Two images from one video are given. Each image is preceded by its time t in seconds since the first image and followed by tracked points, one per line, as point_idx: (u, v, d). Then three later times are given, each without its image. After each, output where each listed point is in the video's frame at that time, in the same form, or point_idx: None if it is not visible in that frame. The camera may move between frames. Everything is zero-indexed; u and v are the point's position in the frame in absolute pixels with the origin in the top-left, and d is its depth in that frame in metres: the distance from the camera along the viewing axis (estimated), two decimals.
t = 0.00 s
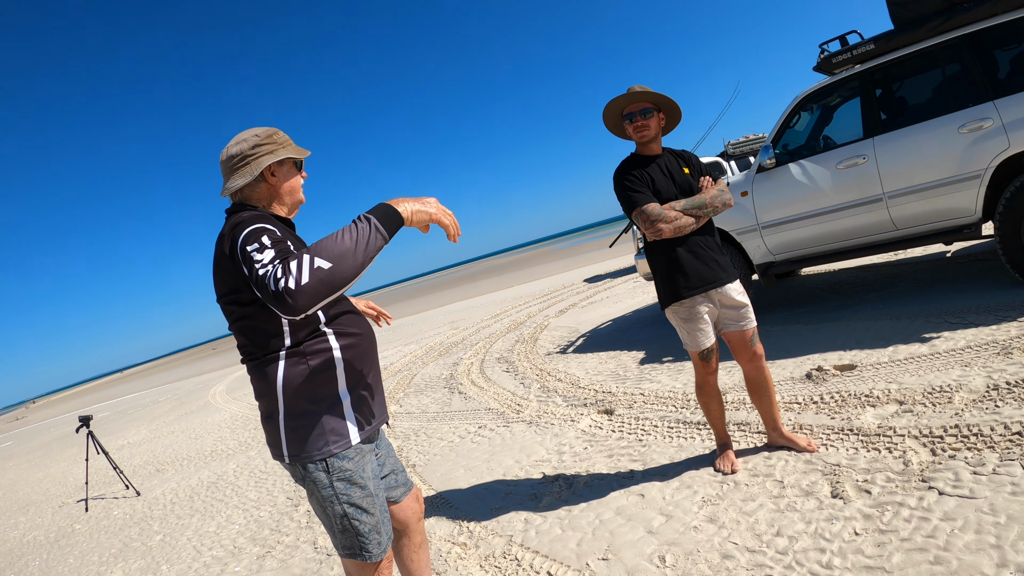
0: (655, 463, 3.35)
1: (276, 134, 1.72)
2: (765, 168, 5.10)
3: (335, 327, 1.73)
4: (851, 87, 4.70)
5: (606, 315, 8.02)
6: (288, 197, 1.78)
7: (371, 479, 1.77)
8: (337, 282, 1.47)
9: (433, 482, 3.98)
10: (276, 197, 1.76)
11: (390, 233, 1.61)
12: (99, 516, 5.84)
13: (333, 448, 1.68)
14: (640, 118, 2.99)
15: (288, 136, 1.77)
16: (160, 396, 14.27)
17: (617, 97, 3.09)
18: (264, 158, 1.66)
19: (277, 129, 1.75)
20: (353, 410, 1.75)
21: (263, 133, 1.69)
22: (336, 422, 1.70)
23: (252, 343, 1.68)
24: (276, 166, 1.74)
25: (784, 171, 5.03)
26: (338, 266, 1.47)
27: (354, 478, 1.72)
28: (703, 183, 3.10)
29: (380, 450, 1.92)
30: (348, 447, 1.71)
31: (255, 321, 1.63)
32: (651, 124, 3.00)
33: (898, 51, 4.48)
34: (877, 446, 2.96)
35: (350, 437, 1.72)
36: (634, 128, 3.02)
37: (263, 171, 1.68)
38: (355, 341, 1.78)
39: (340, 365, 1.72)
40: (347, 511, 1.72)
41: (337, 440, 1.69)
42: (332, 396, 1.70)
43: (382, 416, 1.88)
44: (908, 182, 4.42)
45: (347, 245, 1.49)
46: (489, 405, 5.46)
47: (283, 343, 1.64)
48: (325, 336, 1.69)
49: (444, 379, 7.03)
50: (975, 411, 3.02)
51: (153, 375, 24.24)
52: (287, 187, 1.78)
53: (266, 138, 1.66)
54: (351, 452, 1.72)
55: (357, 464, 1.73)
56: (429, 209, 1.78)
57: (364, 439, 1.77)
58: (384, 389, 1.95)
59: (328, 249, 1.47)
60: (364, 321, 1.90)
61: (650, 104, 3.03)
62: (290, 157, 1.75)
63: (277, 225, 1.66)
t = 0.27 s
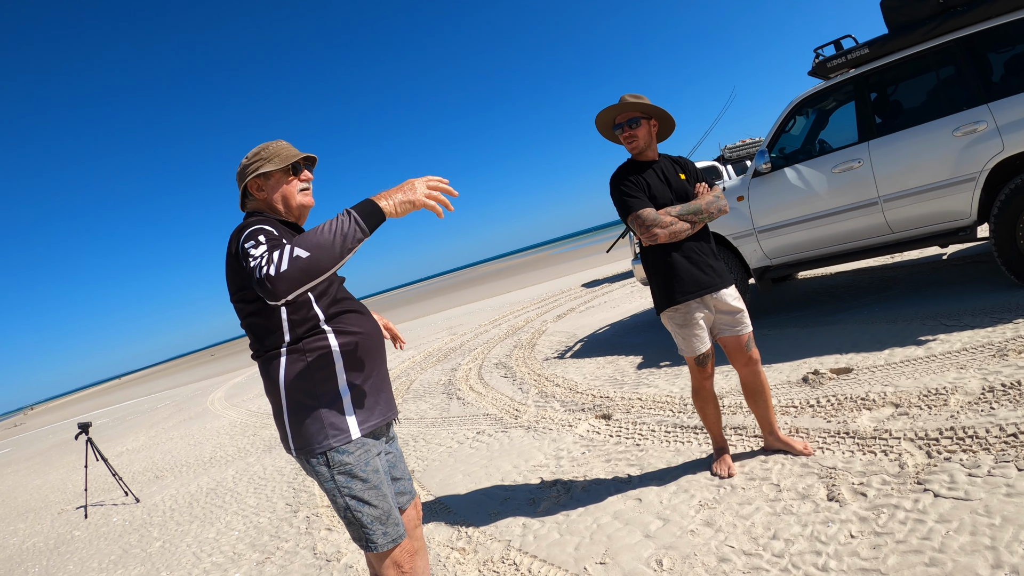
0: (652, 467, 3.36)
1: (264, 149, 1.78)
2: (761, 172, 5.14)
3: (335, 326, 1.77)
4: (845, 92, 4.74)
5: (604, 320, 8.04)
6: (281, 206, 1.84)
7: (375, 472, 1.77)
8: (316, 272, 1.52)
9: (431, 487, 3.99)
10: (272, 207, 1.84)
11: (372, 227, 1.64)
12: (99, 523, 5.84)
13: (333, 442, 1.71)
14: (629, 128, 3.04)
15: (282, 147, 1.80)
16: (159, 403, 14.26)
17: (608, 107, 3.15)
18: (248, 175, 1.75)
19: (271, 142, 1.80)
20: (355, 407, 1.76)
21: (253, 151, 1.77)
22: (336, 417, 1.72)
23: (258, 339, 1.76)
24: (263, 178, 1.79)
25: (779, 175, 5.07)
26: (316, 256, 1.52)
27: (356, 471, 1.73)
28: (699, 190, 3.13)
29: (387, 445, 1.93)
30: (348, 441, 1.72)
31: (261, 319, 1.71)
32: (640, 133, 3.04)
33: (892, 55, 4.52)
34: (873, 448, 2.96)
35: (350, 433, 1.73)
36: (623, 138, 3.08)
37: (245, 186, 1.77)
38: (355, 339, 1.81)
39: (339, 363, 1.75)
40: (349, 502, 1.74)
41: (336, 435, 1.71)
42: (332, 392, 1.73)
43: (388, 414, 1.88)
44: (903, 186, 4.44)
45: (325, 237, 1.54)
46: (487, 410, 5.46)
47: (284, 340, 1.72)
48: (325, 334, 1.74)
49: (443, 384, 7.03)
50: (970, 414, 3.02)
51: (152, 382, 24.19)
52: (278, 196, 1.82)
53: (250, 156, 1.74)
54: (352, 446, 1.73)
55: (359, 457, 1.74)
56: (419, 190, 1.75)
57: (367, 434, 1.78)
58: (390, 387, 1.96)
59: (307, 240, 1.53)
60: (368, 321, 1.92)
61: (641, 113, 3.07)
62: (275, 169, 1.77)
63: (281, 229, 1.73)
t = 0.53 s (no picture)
0: (649, 469, 3.37)
1: (268, 152, 1.83)
2: (757, 174, 5.16)
3: (334, 320, 1.80)
4: (841, 93, 4.76)
5: (603, 322, 8.05)
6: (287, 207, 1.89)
7: (381, 455, 1.79)
8: (276, 272, 1.57)
9: (430, 490, 3.99)
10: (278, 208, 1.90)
11: (325, 214, 1.58)
12: (97, 527, 5.82)
13: (335, 434, 1.73)
14: (624, 131, 3.06)
15: (285, 148, 1.85)
16: (157, 407, 14.23)
17: (603, 111, 3.18)
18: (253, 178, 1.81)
19: (275, 145, 1.85)
20: (356, 400, 1.78)
21: (258, 156, 1.83)
22: (337, 410, 1.75)
23: (264, 333, 1.81)
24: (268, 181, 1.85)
25: (776, 177, 5.09)
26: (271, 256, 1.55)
27: (361, 456, 1.76)
28: (694, 192, 3.14)
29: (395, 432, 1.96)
30: (350, 432, 1.75)
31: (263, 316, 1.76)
32: (635, 136, 3.07)
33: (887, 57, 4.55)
34: (870, 449, 2.97)
35: (350, 425, 1.75)
36: (619, 141, 3.10)
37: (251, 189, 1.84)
38: (354, 333, 1.84)
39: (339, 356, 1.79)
40: (360, 487, 1.77)
41: (335, 427, 1.73)
42: (332, 386, 1.76)
43: (392, 405, 1.90)
44: (899, 187, 4.46)
45: (276, 235, 1.55)
46: (485, 413, 5.47)
47: (284, 335, 1.77)
48: (323, 328, 1.78)
49: (441, 387, 7.03)
50: (967, 414, 3.02)
51: (150, 386, 24.12)
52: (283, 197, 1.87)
53: (255, 159, 1.79)
54: (355, 435, 1.76)
55: (363, 444, 1.77)
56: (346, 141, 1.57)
57: (372, 422, 1.80)
58: (394, 381, 1.98)
59: (262, 241, 1.56)
60: (370, 315, 1.95)
61: (636, 117, 3.09)
62: (278, 171, 1.82)
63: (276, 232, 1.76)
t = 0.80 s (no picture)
0: (648, 470, 3.37)
1: (273, 151, 1.86)
2: (754, 176, 5.17)
3: (344, 324, 1.81)
4: (838, 96, 4.78)
5: (600, 324, 8.06)
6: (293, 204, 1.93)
7: (386, 463, 1.79)
8: (271, 287, 1.57)
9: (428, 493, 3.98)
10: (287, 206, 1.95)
11: (325, 234, 1.56)
12: (95, 530, 5.80)
13: (342, 437, 1.75)
14: (622, 134, 3.07)
15: (289, 146, 1.87)
16: (155, 410, 14.19)
17: (601, 114, 3.20)
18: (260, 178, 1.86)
19: (280, 143, 1.87)
20: (364, 405, 1.80)
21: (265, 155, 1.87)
22: (343, 414, 1.76)
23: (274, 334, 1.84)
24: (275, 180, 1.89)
25: (773, 179, 5.11)
26: (268, 272, 1.56)
27: (365, 462, 1.76)
28: (690, 195, 3.16)
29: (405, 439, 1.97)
30: (357, 436, 1.76)
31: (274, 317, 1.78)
32: (632, 139, 3.08)
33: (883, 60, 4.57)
34: (867, 449, 2.98)
35: (358, 429, 1.76)
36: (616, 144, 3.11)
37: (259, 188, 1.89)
38: (364, 337, 1.85)
39: (348, 359, 1.80)
40: (360, 493, 1.78)
41: (342, 431, 1.74)
42: (340, 389, 1.78)
43: (400, 411, 1.90)
44: (895, 188, 4.48)
45: (276, 251, 1.55)
46: (483, 415, 5.46)
47: (292, 337, 1.78)
48: (332, 332, 1.79)
49: (439, 389, 7.03)
50: (963, 414, 3.03)
51: (147, 389, 24.04)
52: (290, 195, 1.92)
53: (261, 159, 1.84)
54: (362, 440, 1.77)
55: (369, 450, 1.77)
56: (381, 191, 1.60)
57: (378, 429, 1.81)
58: (405, 383, 1.99)
59: (261, 255, 1.56)
60: (381, 318, 1.95)
61: (633, 119, 3.10)
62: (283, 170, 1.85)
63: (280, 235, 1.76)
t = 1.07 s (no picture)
0: (646, 473, 3.37)
1: (279, 145, 1.86)
2: (751, 179, 5.19)
3: (355, 330, 1.81)
4: (835, 98, 4.81)
5: (598, 327, 8.07)
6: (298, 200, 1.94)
7: (396, 473, 1.81)
8: (276, 293, 1.56)
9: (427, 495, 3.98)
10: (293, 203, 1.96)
11: (321, 230, 1.53)
12: (94, 534, 5.78)
13: (353, 444, 1.75)
14: (620, 138, 3.08)
15: (294, 140, 1.87)
16: (153, 414, 14.14)
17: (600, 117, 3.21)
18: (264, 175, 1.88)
19: (285, 138, 1.88)
20: (375, 411, 1.80)
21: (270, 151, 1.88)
22: (353, 421, 1.76)
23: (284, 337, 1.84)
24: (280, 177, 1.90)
25: (770, 182, 5.13)
26: (271, 277, 1.53)
27: (376, 471, 1.77)
28: (688, 199, 3.17)
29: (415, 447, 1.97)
30: (367, 444, 1.77)
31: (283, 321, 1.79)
32: (632, 142, 3.08)
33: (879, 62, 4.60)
34: (865, 451, 2.98)
35: (368, 436, 1.77)
36: (615, 147, 3.12)
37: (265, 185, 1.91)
38: (375, 342, 1.85)
39: (359, 366, 1.80)
40: (369, 500, 1.79)
41: (353, 438, 1.75)
42: (351, 395, 1.78)
43: (411, 417, 1.91)
44: (892, 191, 4.51)
45: (275, 256, 1.52)
46: (482, 418, 5.46)
47: (302, 341, 1.79)
48: (343, 337, 1.79)
49: (437, 392, 7.03)
50: (961, 415, 3.03)
51: (145, 392, 23.97)
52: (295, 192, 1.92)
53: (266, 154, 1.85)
54: (372, 448, 1.78)
55: (379, 458, 1.78)
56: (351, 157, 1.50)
57: (387, 437, 1.81)
58: (416, 388, 2.00)
59: (261, 261, 1.53)
60: (392, 322, 1.95)
61: (632, 123, 3.11)
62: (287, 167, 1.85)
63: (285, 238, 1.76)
